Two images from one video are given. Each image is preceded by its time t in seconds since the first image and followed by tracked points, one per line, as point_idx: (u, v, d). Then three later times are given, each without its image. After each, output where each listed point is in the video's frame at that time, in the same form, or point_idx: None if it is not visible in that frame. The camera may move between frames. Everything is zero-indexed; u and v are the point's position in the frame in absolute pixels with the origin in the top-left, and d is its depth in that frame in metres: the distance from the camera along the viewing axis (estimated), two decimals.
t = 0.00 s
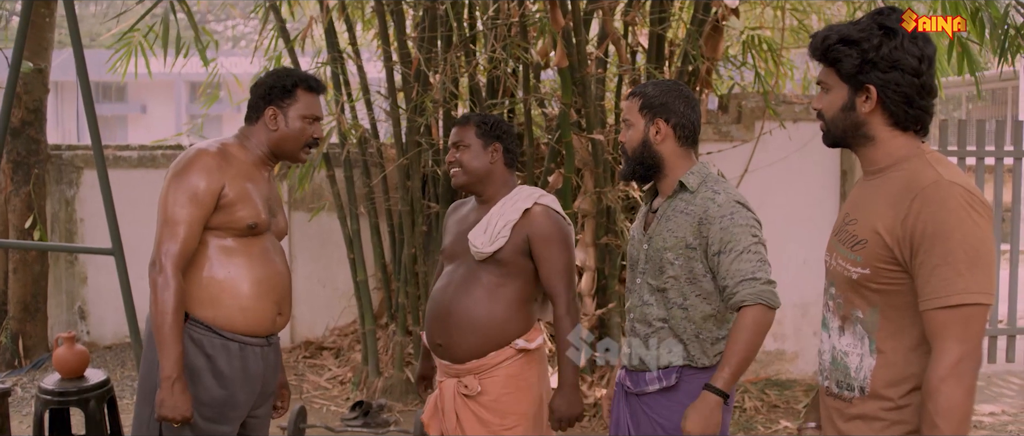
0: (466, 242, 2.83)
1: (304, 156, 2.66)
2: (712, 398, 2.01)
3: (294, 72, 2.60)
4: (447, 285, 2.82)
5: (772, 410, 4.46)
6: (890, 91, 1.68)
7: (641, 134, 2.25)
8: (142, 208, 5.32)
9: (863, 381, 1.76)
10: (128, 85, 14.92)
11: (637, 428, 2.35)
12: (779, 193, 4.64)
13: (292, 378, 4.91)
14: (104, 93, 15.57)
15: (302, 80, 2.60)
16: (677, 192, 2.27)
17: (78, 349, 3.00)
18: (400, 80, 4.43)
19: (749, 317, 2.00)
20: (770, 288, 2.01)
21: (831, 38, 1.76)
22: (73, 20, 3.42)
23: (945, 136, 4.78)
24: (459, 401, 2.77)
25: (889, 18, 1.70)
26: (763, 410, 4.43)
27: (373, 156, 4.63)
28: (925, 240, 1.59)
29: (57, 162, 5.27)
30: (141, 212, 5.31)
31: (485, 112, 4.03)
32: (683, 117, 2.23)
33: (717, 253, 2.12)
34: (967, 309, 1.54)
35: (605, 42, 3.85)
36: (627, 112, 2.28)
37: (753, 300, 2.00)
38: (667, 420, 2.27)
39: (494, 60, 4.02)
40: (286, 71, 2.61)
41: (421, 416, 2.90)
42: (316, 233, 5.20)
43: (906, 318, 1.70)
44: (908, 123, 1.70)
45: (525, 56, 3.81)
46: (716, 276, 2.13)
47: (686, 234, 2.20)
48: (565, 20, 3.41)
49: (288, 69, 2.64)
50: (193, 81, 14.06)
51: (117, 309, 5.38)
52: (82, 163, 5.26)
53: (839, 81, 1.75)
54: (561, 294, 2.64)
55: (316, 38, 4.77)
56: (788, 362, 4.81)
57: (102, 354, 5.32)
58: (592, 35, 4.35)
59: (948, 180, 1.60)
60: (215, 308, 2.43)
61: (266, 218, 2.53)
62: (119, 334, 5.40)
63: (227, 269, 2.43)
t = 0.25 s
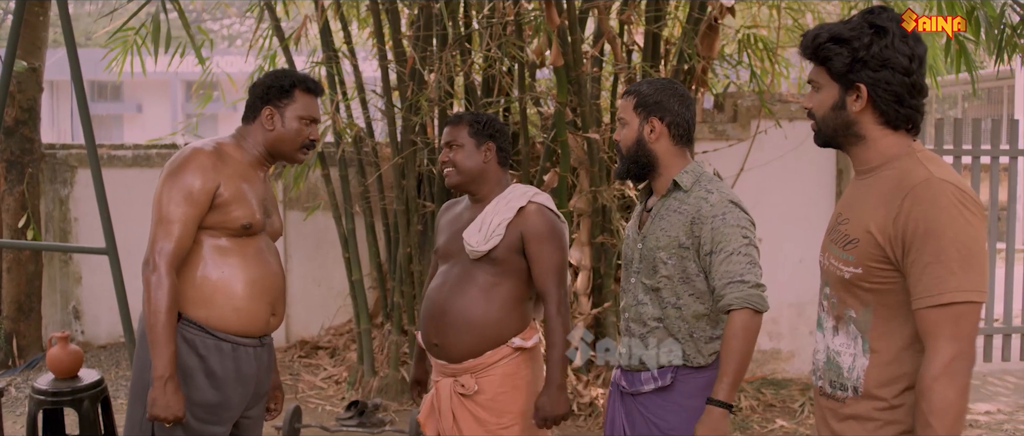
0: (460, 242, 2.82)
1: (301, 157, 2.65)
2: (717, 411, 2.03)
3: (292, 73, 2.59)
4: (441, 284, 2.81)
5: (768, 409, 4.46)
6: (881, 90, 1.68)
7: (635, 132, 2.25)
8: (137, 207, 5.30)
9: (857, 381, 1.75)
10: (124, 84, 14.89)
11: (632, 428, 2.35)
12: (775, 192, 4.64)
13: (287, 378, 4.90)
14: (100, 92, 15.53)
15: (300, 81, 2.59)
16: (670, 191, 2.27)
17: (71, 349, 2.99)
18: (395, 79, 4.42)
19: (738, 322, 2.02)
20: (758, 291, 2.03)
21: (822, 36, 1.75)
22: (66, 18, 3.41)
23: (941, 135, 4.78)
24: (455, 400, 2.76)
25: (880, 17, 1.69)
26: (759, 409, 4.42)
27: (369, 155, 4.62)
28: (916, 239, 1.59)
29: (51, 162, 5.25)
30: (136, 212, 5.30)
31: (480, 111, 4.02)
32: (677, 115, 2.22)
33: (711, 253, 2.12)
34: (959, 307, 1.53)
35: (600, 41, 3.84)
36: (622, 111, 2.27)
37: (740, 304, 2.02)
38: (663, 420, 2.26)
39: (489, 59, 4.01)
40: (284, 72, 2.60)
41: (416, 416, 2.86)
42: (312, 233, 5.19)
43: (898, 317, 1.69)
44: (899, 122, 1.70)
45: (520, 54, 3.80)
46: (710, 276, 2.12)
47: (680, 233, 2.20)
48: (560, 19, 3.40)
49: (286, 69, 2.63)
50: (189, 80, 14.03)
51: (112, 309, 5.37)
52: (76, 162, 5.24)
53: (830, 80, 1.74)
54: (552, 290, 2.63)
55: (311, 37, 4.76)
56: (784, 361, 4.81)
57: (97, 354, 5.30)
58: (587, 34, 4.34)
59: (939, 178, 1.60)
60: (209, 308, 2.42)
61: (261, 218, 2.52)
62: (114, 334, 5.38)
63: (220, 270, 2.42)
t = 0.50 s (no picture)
0: (457, 241, 2.82)
1: (298, 158, 2.65)
2: (717, 416, 2.02)
3: (291, 74, 2.58)
4: (438, 284, 2.80)
5: (766, 409, 4.46)
6: (877, 91, 1.67)
7: (631, 133, 2.24)
8: (134, 207, 5.29)
9: (852, 382, 1.75)
10: (122, 84, 14.87)
11: (628, 429, 2.35)
12: (772, 192, 4.64)
13: (285, 378, 4.90)
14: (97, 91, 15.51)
15: (299, 82, 2.59)
16: (666, 191, 2.26)
17: (68, 350, 2.98)
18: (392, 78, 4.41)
19: (732, 326, 2.02)
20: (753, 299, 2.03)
21: (818, 37, 1.75)
22: (62, 18, 3.40)
23: (938, 135, 4.78)
24: (453, 399, 2.74)
25: (876, 17, 1.68)
26: (757, 410, 4.42)
27: (366, 156, 4.61)
28: (906, 239, 1.58)
29: (48, 162, 5.24)
30: (133, 212, 5.29)
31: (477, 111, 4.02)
32: (674, 115, 2.22)
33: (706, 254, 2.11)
34: (948, 308, 1.53)
35: (598, 41, 3.84)
36: (618, 112, 2.27)
37: (733, 308, 2.02)
38: (660, 420, 2.26)
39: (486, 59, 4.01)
40: (282, 73, 2.59)
41: (415, 416, 2.85)
42: (309, 233, 5.18)
43: (890, 318, 1.69)
44: (896, 122, 1.69)
45: (518, 54, 3.79)
46: (705, 277, 2.12)
47: (675, 234, 2.20)
48: (557, 19, 3.40)
49: (284, 69, 2.63)
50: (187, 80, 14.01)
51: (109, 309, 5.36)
52: (73, 162, 5.23)
53: (826, 80, 1.74)
54: (535, 286, 2.63)
55: (308, 37, 4.76)
56: (781, 361, 4.81)
57: (94, 354, 5.29)
58: (584, 34, 4.34)
59: (931, 179, 1.60)
60: (205, 307, 2.41)
61: (258, 219, 2.52)
62: (111, 334, 5.37)
63: (217, 270, 2.41)
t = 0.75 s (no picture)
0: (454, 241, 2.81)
1: (298, 159, 2.65)
2: (706, 415, 2.02)
3: (291, 75, 2.58)
4: (435, 284, 2.80)
5: (765, 410, 4.45)
6: (878, 91, 1.67)
7: (631, 133, 2.24)
8: (132, 207, 5.28)
9: (852, 382, 1.75)
10: (120, 84, 14.87)
11: (628, 429, 2.34)
12: (771, 192, 4.64)
13: (283, 379, 4.89)
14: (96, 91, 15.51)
15: (299, 83, 2.59)
16: (666, 192, 2.26)
17: (66, 350, 2.97)
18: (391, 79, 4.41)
19: (728, 327, 2.02)
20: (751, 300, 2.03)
21: (818, 38, 1.75)
22: (61, 18, 3.39)
23: (938, 136, 4.78)
24: (450, 399, 2.74)
25: (876, 18, 1.68)
26: (756, 410, 4.42)
27: (365, 156, 4.61)
28: (908, 239, 1.58)
29: (46, 162, 5.23)
30: (131, 212, 5.28)
31: (477, 111, 4.02)
32: (673, 115, 2.22)
33: (705, 255, 2.11)
34: (949, 308, 1.52)
35: (597, 41, 3.83)
36: (618, 112, 2.27)
37: (733, 309, 2.01)
38: (660, 421, 2.26)
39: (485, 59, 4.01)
40: (282, 73, 2.59)
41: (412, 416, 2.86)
42: (308, 233, 5.18)
43: (891, 318, 1.69)
44: (897, 122, 1.69)
45: (517, 54, 3.80)
46: (703, 278, 2.12)
47: (675, 234, 2.19)
48: (557, 19, 3.41)
49: (283, 70, 2.63)
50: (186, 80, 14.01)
51: (107, 309, 5.35)
52: (71, 162, 5.23)
53: (826, 81, 1.74)
54: (535, 286, 2.65)
55: (307, 37, 4.76)
56: (780, 361, 4.81)
57: (93, 354, 5.28)
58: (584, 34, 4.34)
59: (932, 180, 1.59)
60: (203, 308, 2.41)
61: (257, 220, 2.51)
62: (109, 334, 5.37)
63: (216, 271, 2.41)
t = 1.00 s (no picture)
0: (449, 240, 2.80)
1: (297, 158, 2.64)
2: (706, 414, 2.03)
3: (292, 76, 2.57)
4: (431, 283, 2.79)
5: (764, 409, 4.45)
6: (879, 89, 1.67)
7: (632, 132, 2.24)
8: (131, 206, 5.28)
9: (852, 381, 1.75)
10: (119, 82, 14.86)
11: (628, 428, 2.34)
12: (771, 191, 4.63)
13: (282, 377, 4.88)
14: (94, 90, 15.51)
15: (300, 83, 2.58)
16: (666, 190, 2.25)
17: (64, 349, 2.97)
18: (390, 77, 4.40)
19: (727, 326, 2.01)
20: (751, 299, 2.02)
21: (820, 35, 1.74)
22: (59, 16, 3.38)
23: (938, 134, 4.77)
24: (449, 397, 2.74)
25: (879, 15, 1.67)
26: (755, 409, 4.42)
27: (363, 154, 4.60)
28: (911, 238, 1.58)
29: (45, 160, 5.23)
30: (130, 211, 5.27)
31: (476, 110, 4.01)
32: (674, 115, 2.21)
33: (704, 254, 2.11)
34: (952, 307, 1.52)
35: (596, 40, 3.82)
36: (618, 111, 2.26)
37: (733, 308, 2.01)
38: (660, 420, 2.25)
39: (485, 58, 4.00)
40: (283, 73, 2.58)
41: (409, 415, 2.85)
42: (307, 231, 5.17)
43: (893, 316, 1.68)
44: (898, 120, 1.69)
45: (516, 53, 3.80)
46: (703, 276, 2.12)
47: (675, 233, 2.19)
48: (556, 17, 3.40)
49: (283, 69, 2.61)
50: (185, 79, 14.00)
51: (106, 308, 5.34)
52: (70, 160, 5.22)
53: (828, 78, 1.74)
54: (541, 282, 2.65)
55: (306, 36, 4.75)
56: (780, 360, 4.81)
57: (91, 353, 5.28)
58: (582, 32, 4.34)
59: (935, 179, 1.59)
60: (201, 307, 2.40)
61: (255, 219, 2.51)
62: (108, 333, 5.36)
63: (214, 271, 2.40)
